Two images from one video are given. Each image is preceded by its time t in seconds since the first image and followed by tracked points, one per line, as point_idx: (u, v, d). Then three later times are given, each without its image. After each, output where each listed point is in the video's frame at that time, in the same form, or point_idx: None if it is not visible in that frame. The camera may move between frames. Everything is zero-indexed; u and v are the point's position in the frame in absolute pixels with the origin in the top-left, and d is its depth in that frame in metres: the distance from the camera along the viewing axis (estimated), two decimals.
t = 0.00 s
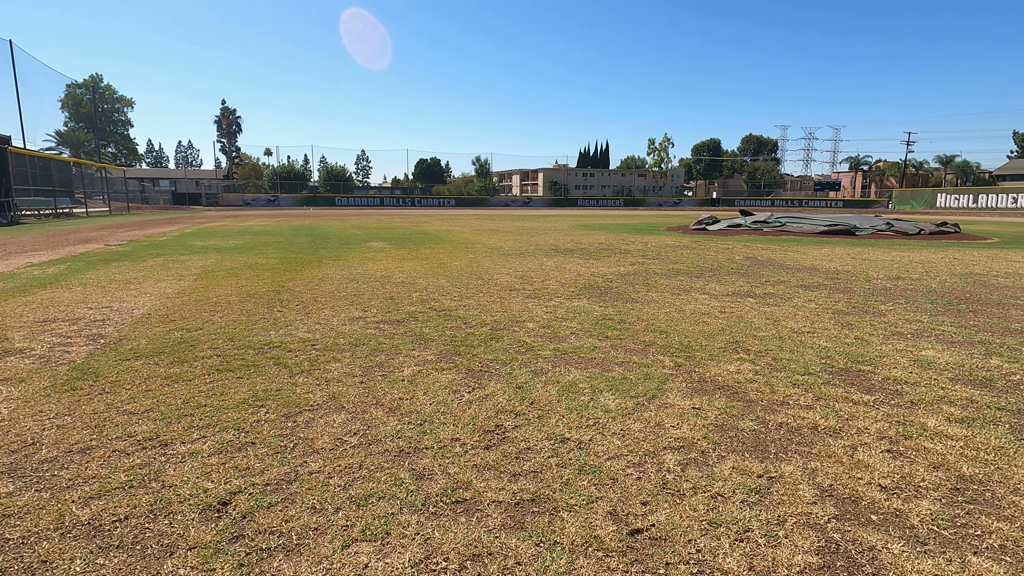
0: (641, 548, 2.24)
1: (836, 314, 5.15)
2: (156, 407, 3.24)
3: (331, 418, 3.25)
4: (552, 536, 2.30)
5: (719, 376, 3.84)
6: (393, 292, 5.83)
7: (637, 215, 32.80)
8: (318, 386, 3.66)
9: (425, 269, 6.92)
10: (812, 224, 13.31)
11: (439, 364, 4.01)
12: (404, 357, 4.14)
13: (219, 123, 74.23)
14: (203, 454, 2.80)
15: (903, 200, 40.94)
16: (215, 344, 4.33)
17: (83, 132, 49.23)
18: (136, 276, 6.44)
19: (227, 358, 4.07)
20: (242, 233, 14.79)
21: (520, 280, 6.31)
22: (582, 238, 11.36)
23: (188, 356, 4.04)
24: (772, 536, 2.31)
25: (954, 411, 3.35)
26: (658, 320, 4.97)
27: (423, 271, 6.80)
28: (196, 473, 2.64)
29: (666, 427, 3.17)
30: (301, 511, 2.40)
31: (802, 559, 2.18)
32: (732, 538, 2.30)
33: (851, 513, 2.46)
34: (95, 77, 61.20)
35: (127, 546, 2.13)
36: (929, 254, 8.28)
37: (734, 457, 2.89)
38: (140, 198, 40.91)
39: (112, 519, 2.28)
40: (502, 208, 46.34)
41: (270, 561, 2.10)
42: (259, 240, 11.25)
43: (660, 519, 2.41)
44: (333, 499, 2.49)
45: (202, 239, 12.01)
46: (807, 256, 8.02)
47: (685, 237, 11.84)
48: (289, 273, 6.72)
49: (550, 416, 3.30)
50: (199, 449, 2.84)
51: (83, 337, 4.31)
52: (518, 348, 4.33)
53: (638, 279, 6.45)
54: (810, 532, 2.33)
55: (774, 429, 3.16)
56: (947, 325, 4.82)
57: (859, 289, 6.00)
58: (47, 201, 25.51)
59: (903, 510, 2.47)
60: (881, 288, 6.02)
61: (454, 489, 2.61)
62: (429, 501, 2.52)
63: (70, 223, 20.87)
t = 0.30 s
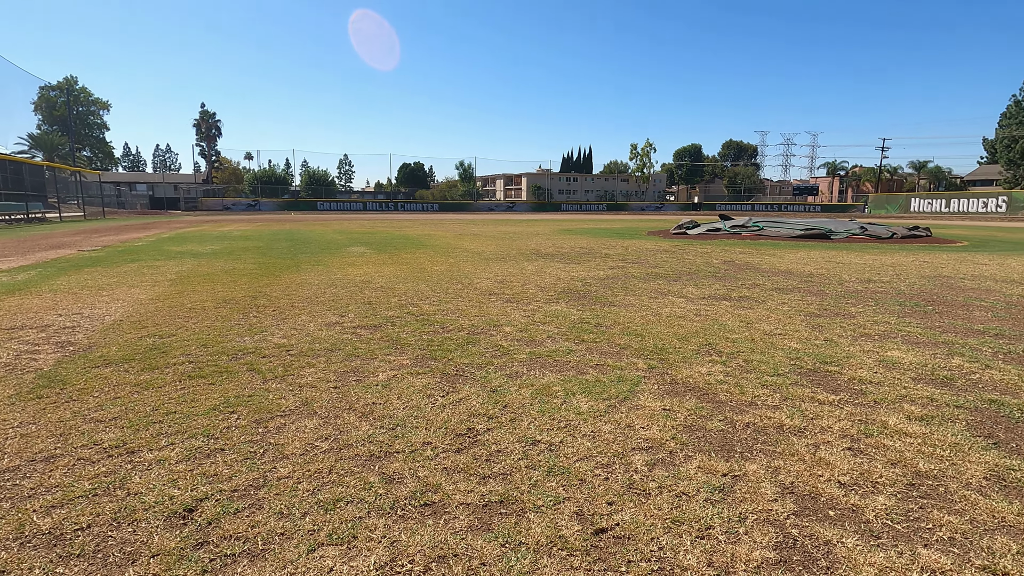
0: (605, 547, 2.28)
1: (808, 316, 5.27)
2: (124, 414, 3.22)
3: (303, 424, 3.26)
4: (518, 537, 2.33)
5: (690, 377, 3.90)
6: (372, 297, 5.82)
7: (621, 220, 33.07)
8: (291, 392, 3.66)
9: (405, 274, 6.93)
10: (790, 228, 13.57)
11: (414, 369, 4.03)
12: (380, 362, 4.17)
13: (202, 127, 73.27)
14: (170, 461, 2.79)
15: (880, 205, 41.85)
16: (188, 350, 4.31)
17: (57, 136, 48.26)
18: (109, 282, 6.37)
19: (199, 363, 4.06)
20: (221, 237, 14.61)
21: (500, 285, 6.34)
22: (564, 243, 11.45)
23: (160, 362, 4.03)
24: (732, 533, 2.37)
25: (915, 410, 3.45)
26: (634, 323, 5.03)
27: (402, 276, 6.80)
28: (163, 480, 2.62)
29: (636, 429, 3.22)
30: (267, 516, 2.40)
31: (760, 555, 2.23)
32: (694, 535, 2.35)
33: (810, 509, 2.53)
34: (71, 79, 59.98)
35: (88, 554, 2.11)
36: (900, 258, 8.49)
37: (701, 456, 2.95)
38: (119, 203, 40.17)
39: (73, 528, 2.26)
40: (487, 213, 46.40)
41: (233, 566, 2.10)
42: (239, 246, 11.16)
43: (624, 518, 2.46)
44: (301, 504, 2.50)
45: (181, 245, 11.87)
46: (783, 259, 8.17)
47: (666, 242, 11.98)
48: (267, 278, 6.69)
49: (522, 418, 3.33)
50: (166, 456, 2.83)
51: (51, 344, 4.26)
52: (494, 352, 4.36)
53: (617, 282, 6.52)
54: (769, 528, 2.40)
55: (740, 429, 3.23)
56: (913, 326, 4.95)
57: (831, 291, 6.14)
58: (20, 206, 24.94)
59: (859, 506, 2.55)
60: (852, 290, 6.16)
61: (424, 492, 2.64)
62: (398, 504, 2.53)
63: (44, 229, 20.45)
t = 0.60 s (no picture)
0: (575, 560, 2.27)
1: (784, 322, 5.33)
2: (89, 428, 3.14)
3: (274, 436, 3.22)
4: (487, 551, 2.31)
5: (667, 385, 3.92)
6: (351, 304, 5.78)
7: (606, 226, 33.27)
8: (263, 404, 3.62)
9: (386, 281, 6.88)
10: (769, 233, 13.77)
11: (391, 378, 4.00)
12: (356, 372, 4.14)
13: (184, 130, 72.26)
14: (134, 477, 2.72)
15: (858, 210, 42.66)
16: (159, 361, 4.23)
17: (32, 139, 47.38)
18: (81, 290, 6.25)
19: (170, 374, 3.99)
20: (200, 243, 14.41)
21: (481, 292, 6.33)
22: (547, 249, 11.49)
23: (129, 373, 3.95)
24: (702, 544, 2.37)
25: (885, 416, 3.50)
26: (613, 330, 5.04)
27: (383, 283, 6.76)
28: (125, 497, 2.56)
29: (611, 438, 3.22)
30: (232, 533, 2.36)
31: (728, 565, 2.24)
32: (664, 547, 2.36)
33: (779, 518, 2.55)
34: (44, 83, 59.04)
35: None
36: (876, 263, 8.65)
37: (674, 466, 2.96)
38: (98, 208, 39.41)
39: (28, 549, 2.19)
40: (473, 218, 46.37)
41: None
42: (218, 252, 11.02)
43: (595, 531, 2.45)
44: (267, 520, 2.45)
45: (158, 251, 11.69)
46: (762, 265, 8.27)
47: (649, 248, 12.06)
48: (245, 286, 6.61)
49: (497, 429, 3.32)
50: (130, 471, 2.76)
51: (16, 355, 4.16)
52: (472, 360, 4.34)
53: (598, 289, 6.55)
54: (738, 538, 2.41)
55: (714, 437, 3.25)
56: (886, 331, 5.03)
57: (808, 298, 6.22)
58: None
59: (828, 513, 2.58)
60: (828, 296, 6.25)
61: (394, 506, 2.61)
62: (367, 519, 2.50)
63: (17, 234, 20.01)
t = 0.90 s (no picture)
0: (555, 563, 2.30)
1: (766, 325, 5.41)
2: (66, 436, 3.10)
3: (255, 442, 3.21)
4: (469, 555, 2.32)
5: (649, 388, 3.96)
6: (336, 309, 5.76)
7: (593, 230, 33.46)
8: (245, 410, 3.60)
9: (371, 285, 6.87)
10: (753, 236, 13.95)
11: (375, 384, 4.00)
12: (340, 377, 4.13)
13: (168, 133, 71.34)
14: (113, 485, 2.70)
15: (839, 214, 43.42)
16: (139, 367, 4.19)
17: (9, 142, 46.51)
18: (60, 296, 6.16)
19: (151, 381, 3.95)
20: (181, 248, 14.23)
21: (467, 296, 6.34)
22: (534, 253, 11.53)
23: (109, 380, 3.90)
24: (680, 545, 2.41)
25: (862, 417, 3.57)
26: (598, 334, 5.08)
27: (369, 287, 6.75)
28: (104, 505, 2.53)
29: (593, 441, 3.25)
30: (212, 541, 2.34)
31: (706, 565, 2.28)
32: (643, 548, 2.39)
33: (756, 518, 2.60)
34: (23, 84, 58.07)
35: None
36: (856, 266, 8.82)
37: (655, 468, 3.00)
38: (78, 212, 38.70)
39: (4, 560, 2.17)
40: (461, 222, 46.32)
41: None
42: (200, 256, 10.90)
43: (576, 533, 2.48)
44: (248, 527, 2.45)
45: (139, 255, 11.53)
46: (745, 269, 8.38)
47: (635, 252, 12.17)
48: (228, 291, 6.56)
49: (480, 433, 3.34)
50: (108, 480, 2.74)
51: None
52: (456, 365, 4.35)
53: (583, 293, 6.60)
54: (716, 538, 2.45)
55: (694, 439, 3.29)
56: (864, 334, 5.13)
57: (789, 300, 6.32)
58: None
59: (804, 513, 2.63)
60: (809, 299, 6.36)
61: (377, 511, 2.62)
62: (349, 524, 2.50)
63: None
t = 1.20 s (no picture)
0: (543, 567, 2.31)
1: (751, 327, 5.47)
2: (46, 445, 3.04)
3: (241, 449, 3.17)
4: (457, 561, 2.32)
5: (636, 391, 3.99)
6: (322, 313, 5.71)
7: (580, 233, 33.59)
8: (230, 417, 3.55)
9: (358, 288, 6.82)
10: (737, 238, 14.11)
11: (362, 389, 3.98)
12: (326, 382, 4.10)
13: (149, 133, 70.11)
14: (94, 494, 2.64)
15: (821, 216, 44.15)
16: (121, 374, 4.11)
17: None
18: (38, 300, 6.02)
19: (133, 388, 3.88)
20: (163, 251, 14.02)
21: (454, 299, 6.33)
22: (521, 255, 11.55)
23: (90, 387, 3.82)
24: (667, 547, 2.44)
25: (843, 418, 3.62)
26: (585, 337, 5.10)
27: (355, 291, 6.70)
28: (85, 515, 2.48)
29: (580, 445, 3.27)
30: (197, 550, 2.31)
31: (691, 567, 2.31)
32: (630, 551, 2.41)
33: (741, 520, 2.63)
34: None
35: None
36: (838, 268, 8.97)
37: (641, 471, 3.02)
38: (57, 214, 37.85)
39: None
40: (447, 224, 46.19)
41: None
42: (183, 260, 10.74)
43: (564, 537, 2.49)
44: (234, 536, 2.42)
45: (119, 259, 11.33)
46: (730, 271, 8.47)
47: (621, 254, 12.24)
48: (212, 295, 6.47)
49: (468, 438, 3.34)
50: (90, 489, 2.68)
51: None
52: (444, 369, 4.34)
53: (570, 296, 6.63)
54: (702, 540, 2.48)
55: (680, 442, 3.32)
56: (846, 335, 5.21)
57: (773, 302, 6.41)
58: None
59: (787, 514, 2.68)
60: (793, 301, 6.45)
61: (364, 517, 2.60)
62: (336, 532, 2.49)
63: None
